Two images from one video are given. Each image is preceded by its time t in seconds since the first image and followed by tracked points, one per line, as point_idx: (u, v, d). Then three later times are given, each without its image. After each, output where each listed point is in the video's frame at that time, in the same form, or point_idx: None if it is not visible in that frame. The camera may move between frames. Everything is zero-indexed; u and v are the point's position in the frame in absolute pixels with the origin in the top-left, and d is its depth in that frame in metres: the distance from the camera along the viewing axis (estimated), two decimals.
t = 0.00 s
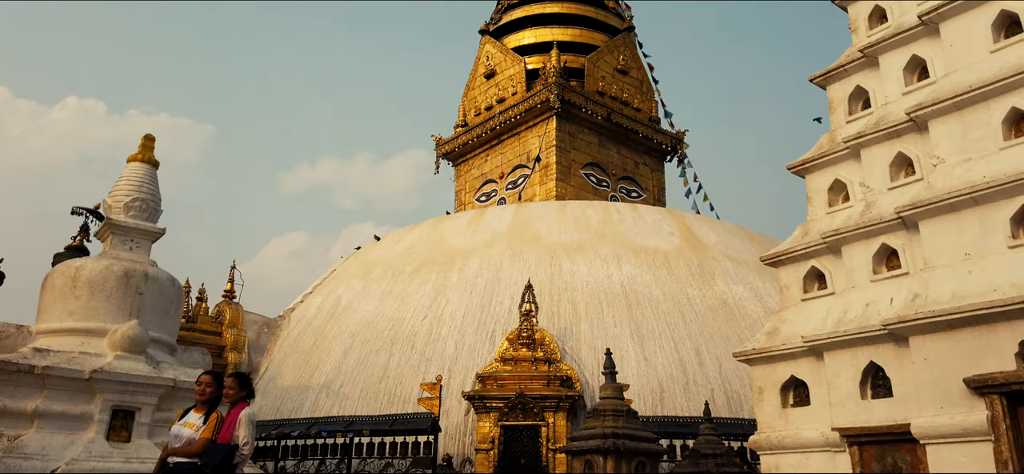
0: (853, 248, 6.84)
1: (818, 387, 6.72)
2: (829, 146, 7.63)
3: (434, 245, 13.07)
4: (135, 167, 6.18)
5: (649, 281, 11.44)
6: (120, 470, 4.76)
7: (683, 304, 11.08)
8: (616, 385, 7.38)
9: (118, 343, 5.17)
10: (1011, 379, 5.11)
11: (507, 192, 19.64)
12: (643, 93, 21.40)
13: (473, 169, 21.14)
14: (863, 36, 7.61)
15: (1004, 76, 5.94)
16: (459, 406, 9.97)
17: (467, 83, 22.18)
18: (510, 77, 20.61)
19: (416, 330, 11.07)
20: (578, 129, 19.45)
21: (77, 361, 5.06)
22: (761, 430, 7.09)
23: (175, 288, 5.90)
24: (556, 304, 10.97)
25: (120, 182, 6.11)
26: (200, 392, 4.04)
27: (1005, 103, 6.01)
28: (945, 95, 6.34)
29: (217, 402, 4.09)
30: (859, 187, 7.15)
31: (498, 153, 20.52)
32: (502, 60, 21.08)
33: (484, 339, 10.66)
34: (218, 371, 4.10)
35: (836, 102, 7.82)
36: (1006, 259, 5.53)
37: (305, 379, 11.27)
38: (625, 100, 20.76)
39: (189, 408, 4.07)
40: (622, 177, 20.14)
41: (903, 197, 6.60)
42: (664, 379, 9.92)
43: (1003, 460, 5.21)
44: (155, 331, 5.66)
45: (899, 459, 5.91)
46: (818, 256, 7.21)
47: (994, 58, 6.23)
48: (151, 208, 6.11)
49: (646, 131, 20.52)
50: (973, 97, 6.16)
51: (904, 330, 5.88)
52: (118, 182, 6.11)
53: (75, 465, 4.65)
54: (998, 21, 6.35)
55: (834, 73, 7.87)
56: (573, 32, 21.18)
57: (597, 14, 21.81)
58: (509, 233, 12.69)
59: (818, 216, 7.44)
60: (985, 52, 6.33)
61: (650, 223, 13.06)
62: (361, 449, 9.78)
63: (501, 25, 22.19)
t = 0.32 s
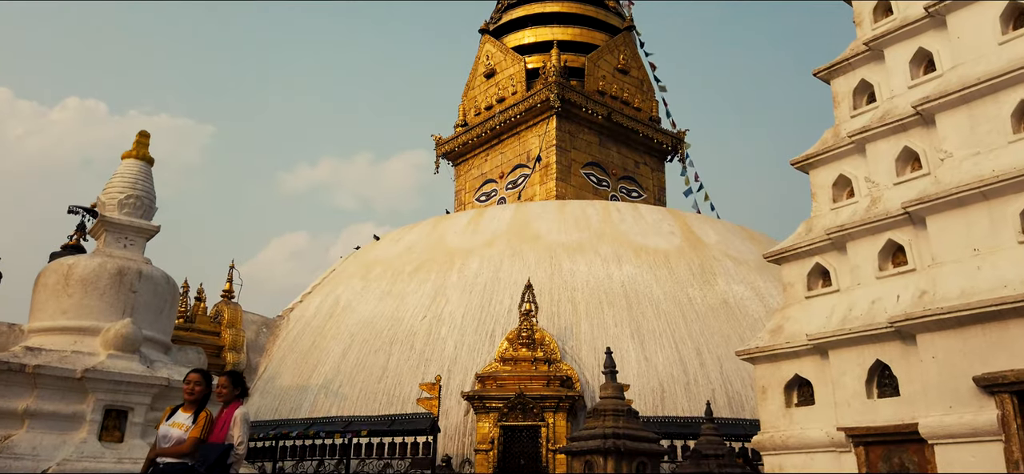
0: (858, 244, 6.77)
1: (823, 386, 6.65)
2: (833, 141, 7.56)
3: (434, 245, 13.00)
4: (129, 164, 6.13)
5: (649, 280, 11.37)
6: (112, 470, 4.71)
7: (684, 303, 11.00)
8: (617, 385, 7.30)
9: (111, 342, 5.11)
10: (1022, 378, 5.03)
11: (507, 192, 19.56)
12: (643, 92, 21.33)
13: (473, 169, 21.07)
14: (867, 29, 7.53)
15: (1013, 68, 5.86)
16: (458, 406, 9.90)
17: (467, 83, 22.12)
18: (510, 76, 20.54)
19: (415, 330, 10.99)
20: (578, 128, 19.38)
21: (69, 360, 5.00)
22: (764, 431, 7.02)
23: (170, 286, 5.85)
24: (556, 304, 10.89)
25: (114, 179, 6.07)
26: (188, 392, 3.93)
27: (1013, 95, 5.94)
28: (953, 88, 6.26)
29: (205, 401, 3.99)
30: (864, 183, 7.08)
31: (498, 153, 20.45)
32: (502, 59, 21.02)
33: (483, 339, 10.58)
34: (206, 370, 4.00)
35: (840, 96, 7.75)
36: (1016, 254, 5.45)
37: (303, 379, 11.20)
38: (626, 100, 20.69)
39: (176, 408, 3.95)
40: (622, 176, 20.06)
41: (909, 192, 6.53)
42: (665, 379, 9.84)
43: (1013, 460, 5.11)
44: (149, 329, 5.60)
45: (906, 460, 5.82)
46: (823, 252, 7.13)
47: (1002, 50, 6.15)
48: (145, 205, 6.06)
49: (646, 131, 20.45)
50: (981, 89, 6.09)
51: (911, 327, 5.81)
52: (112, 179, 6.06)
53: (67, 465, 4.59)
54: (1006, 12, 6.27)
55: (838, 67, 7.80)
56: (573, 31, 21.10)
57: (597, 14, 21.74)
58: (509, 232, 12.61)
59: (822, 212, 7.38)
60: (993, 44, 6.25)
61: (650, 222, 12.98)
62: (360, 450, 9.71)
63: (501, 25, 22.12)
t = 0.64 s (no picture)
0: (865, 239, 6.69)
1: (828, 384, 6.58)
2: (838, 135, 7.49)
3: (433, 244, 12.92)
4: (124, 160, 6.11)
5: (650, 279, 11.29)
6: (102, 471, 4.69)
7: (685, 303, 10.92)
8: (618, 383, 7.23)
9: (104, 339, 5.13)
10: None
11: (507, 191, 19.49)
12: (643, 91, 21.25)
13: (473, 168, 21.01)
14: (873, 21, 7.46)
15: None
16: (458, 406, 9.83)
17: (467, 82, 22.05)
18: (510, 75, 20.48)
19: (414, 329, 10.92)
20: (578, 127, 19.30)
21: (62, 358, 5.01)
22: (769, 429, 6.96)
23: (164, 284, 5.87)
24: (556, 303, 10.82)
25: (110, 175, 6.04)
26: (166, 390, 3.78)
27: None
28: (961, 79, 6.19)
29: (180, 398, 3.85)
30: (871, 177, 7.02)
31: (498, 152, 20.39)
32: (502, 58, 20.95)
33: (483, 338, 10.50)
34: (184, 367, 3.85)
35: (845, 89, 7.68)
36: None
37: (302, 379, 11.12)
38: (626, 99, 20.61)
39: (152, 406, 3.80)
40: (623, 176, 19.98)
41: (917, 186, 6.45)
42: (666, 379, 9.76)
43: None
44: (143, 327, 5.62)
45: (914, 459, 5.74)
46: (828, 247, 7.06)
47: (1012, 40, 6.07)
48: (139, 202, 6.04)
49: (647, 130, 20.37)
50: (991, 81, 6.01)
51: (919, 323, 5.73)
52: (106, 174, 6.03)
53: (57, 465, 4.56)
54: (1016, 3, 6.19)
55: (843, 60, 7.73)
56: (574, 30, 21.02)
57: (597, 13, 21.67)
58: (509, 231, 12.54)
59: (827, 207, 7.31)
60: (1003, 34, 6.17)
61: (650, 222, 12.90)
62: (358, 449, 9.64)
63: (501, 24, 22.06)
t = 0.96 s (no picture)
0: (875, 232, 6.60)
1: (837, 382, 6.49)
2: (847, 127, 7.41)
3: (433, 241, 12.82)
4: (118, 153, 6.03)
5: (651, 277, 11.20)
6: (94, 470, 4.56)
7: (686, 301, 10.83)
8: (621, 381, 7.14)
9: (96, 336, 5.07)
10: None
11: (507, 189, 19.40)
12: (644, 89, 21.15)
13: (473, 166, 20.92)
14: (883, 11, 7.37)
15: None
16: (458, 405, 9.73)
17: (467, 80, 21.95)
18: (511, 73, 20.38)
19: (414, 327, 10.83)
20: (579, 125, 19.20)
21: (53, 354, 4.94)
22: (776, 428, 6.88)
23: (159, 280, 5.81)
24: (556, 301, 10.72)
25: (103, 169, 5.97)
26: (129, 385, 3.71)
27: None
28: (975, 68, 6.10)
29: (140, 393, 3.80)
30: (881, 169, 6.93)
31: (498, 150, 20.30)
32: (502, 55, 20.86)
33: (483, 337, 10.41)
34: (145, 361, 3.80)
35: (854, 81, 7.59)
36: None
37: (301, 377, 11.03)
38: (627, 96, 20.51)
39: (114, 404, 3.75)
40: (624, 174, 19.88)
41: (929, 178, 6.36)
42: (667, 378, 9.67)
43: None
44: (137, 324, 5.56)
45: (928, 459, 5.65)
46: (837, 242, 6.98)
47: None
48: (134, 196, 5.97)
49: (648, 128, 20.28)
50: (1006, 69, 5.91)
51: (933, 319, 5.64)
52: (100, 169, 5.95)
53: (47, 464, 4.45)
54: None
55: (852, 51, 7.63)
56: (574, 27, 20.93)
57: (598, 10, 21.56)
58: (510, 229, 12.44)
59: (836, 201, 7.22)
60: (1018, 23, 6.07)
61: (652, 219, 12.80)
62: (357, 449, 9.55)
63: (501, 21, 21.96)
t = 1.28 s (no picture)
0: (887, 227, 6.51)
1: (848, 380, 6.40)
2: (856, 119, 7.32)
3: (433, 240, 12.73)
4: (113, 148, 5.95)
5: (653, 275, 11.11)
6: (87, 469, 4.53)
7: (689, 299, 10.73)
8: (625, 380, 7.05)
9: (89, 333, 4.99)
10: None
11: (507, 188, 19.30)
12: (646, 87, 21.06)
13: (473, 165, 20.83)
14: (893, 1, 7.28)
15: None
16: (458, 404, 9.64)
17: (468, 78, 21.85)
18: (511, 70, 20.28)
19: (414, 326, 10.74)
20: (579, 123, 19.09)
21: (45, 353, 4.87)
22: (784, 429, 6.79)
23: (154, 277, 5.75)
24: (557, 299, 10.63)
25: (97, 163, 5.89)
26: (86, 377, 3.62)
27: None
28: (990, 58, 6.01)
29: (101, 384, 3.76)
30: (892, 162, 6.84)
31: (498, 148, 20.21)
32: (502, 53, 20.76)
33: (484, 336, 10.31)
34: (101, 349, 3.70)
35: (864, 72, 7.51)
36: None
37: (300, 376, 10.94)
38: (629, 94, 20.41)
39: (74, 394, 3.67)
40: (625, 172, 19.79)
41: (942, 171, 6.27)
42: (669, 377, 9.57)
43: None
44: (131, 321, 5.50)
45: (943, 460, 5.56)
46: (847, 237, 6.89)
47: None
48: (128, 192, 5.88)
49: (649, 126, 20.18)
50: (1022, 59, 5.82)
51: (948, 315, 5.55)
52: (94, 163, 5.87)
53: (38, 463, 4.39)
54: None
55: (861, 42, 7.55)
56: (575, 25, 20.85)
57: (599, 7, 21.47)
58: (510, 227, 12.35)
59: (845, 195, 7.14)
60: None
61: (653, 218, 12.70)
62: (356, 448, 9.46)
63: (502, 19, 21.87)
